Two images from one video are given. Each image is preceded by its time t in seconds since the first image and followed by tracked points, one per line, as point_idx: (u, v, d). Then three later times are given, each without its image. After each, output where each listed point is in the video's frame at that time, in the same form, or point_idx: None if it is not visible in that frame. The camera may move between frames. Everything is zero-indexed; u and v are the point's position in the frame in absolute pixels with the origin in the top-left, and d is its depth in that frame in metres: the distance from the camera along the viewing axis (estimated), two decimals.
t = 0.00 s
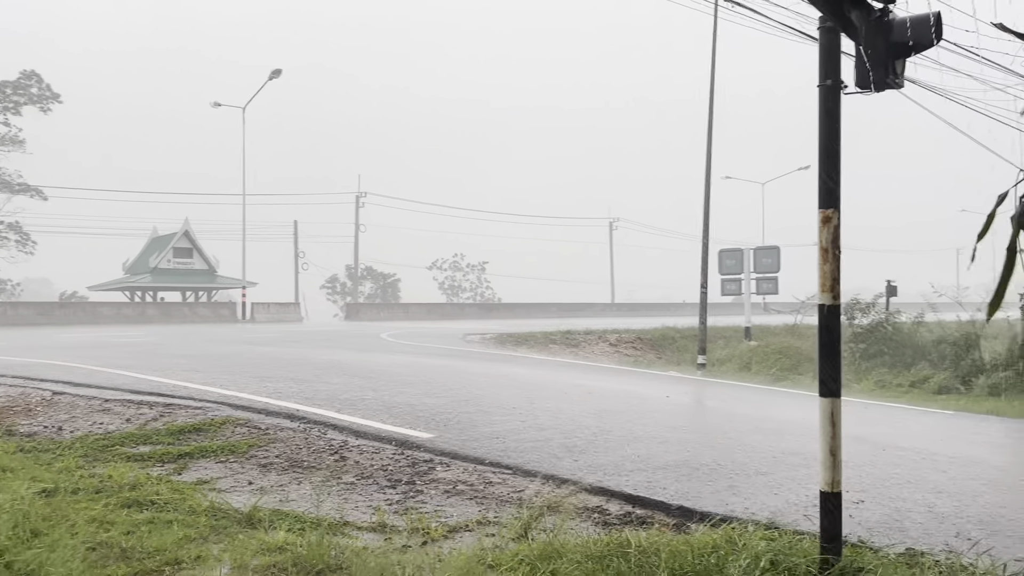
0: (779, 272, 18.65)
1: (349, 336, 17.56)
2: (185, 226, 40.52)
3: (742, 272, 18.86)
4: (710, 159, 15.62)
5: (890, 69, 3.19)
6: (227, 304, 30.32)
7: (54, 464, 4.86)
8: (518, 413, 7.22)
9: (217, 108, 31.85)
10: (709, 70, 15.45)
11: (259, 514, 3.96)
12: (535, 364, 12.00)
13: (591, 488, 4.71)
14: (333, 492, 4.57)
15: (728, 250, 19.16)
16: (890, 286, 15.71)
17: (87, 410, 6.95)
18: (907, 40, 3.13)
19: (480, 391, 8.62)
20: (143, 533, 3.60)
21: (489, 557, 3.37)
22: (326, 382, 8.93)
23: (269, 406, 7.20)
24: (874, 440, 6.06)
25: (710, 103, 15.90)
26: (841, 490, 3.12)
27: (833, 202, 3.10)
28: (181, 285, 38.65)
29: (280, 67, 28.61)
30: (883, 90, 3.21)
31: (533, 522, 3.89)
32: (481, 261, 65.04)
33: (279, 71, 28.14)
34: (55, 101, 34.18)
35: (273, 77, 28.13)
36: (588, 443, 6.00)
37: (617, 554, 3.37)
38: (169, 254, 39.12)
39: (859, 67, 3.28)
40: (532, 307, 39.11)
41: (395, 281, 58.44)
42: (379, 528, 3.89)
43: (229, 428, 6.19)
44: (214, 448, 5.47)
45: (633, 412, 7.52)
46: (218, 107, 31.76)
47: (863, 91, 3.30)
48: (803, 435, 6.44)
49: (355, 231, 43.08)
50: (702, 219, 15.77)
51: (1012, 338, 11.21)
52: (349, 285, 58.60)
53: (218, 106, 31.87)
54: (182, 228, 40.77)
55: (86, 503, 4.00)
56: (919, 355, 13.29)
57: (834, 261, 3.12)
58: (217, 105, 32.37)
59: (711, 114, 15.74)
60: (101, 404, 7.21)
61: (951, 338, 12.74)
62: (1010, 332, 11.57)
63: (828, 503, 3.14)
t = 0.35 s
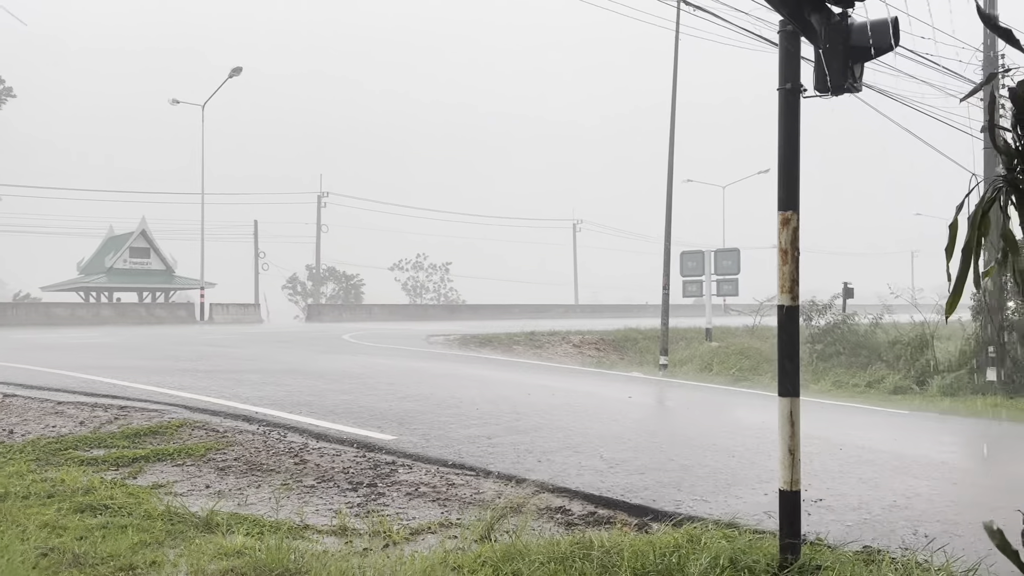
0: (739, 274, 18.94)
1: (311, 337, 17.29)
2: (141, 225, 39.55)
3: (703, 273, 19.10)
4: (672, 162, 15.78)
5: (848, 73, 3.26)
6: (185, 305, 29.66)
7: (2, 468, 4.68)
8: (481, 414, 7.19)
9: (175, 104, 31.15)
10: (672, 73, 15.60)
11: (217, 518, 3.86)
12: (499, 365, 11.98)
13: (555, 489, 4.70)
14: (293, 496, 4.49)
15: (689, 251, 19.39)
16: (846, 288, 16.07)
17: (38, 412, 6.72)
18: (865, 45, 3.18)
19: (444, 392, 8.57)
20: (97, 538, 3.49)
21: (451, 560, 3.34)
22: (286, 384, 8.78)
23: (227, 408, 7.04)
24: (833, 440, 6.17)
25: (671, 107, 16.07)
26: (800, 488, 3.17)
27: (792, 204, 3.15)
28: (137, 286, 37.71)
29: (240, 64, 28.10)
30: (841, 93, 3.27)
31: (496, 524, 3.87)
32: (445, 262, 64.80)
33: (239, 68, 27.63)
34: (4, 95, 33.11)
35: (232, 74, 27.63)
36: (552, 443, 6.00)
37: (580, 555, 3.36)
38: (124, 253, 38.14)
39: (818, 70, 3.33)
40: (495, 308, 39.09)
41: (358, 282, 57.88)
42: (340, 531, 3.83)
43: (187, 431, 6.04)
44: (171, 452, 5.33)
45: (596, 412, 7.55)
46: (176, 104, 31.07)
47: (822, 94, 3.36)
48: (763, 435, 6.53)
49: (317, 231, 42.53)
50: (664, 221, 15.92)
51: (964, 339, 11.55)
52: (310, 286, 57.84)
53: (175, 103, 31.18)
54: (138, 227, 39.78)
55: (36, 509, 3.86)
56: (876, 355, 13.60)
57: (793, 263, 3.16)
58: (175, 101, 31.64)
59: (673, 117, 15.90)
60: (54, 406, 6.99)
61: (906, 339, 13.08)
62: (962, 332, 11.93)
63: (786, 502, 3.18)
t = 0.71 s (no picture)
0: (712, 277, 19.12)
1: (284, 341, 17.10)
2: (110, 228, 38.87)
3: (677, 277, 19.24)
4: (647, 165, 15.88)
5: (822, 79, 3.29)
6: (155, 309, 29.18)
7: None
8: (456, 418, 7.15)
9: (146, 105, 30.65)
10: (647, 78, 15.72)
11: (188, 524, 3.79)
12: (474, 369, 11.95)
13: (530, 493, 4.70)
14: (266, 501, 4.43)
15: (663, 255, 19.52)
16: (818, 292, 16.30)
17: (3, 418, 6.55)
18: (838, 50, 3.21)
19: (418, 396, 8.52)
20: (65, 546, 3.40)
21: (426, 564, 3.31)
22: (259, 388, 8.67)
23: (199, 413, 6.93)
24: (806, 442, 6.24)
25: (646, 111, 16.19)
26: (774, 490, 3.20)
27: (766, 208, 3.17)
28: (106, 289, 37.04)
29: (211, 65, 27.70)
30: (815, 98, 3.31)
31: (471, 528, 3.84)
32: (420, 265, 64.61)
33: (210, 69, 27.27)
34: None
35: (204, 75, 27.27)
36: (527, 447, 5.99)
37: (556, 558, 3.36)
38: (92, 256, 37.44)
39: (792, 75, 3.37)
40: (471, 312, 39.04)
41: (332, 285, 57.47)
42: (314, 537, 3.78)
43: (157, 436, 5.93)
44: (141, 457, 5.23)
45: (571, 416, 7.56)
46: (146, 104, 30.57)
47: (796, 99, 3.40)
48: (737, 437, 6.59)
49: (290, 233, 42.12)
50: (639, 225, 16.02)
51: (932, 342, 11.77)
52: (284, 289, 57.31)
53: (146, 103, 30.68)
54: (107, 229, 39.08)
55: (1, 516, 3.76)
56: (847, 358, 13.80)
57: (768, 266, 3.19)
58: (145, 102, 31.13)
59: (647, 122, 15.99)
60: (20, 411, 6.82)
61: (876, 342, 13.31)
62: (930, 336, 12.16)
63: (761, 504, 3.21)
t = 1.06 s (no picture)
0: (699, 283, 19.21)
1: (271, 347, 17.00)
2: (95, 233, 38.52)
3: (664, 282, 19.32)
4: (633, 172, 15.95)
5: (808, 86, 3.34)
6: (140, 315, 28.93)
7: None
8: (443, 424, 7.13)
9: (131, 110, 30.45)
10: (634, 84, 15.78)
11: (173, 532, 3.75)
12: (462, 374, 11.93)
13: (517, 499, 4.68)
14: (253, 508, 4.39)
15: (651, 260, 19.60)
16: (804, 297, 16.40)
17: None
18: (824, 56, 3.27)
19: (406, 402, 8.49)
20: (48, 554, 3.36)
21: (414, 571, 3.29)
22: (245, 394, 8.61)
23: (185, 419, 6.87)
24: (793, 447, 6.27)
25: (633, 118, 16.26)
26: (762, 496, 3.20)
27: (753, 214, 3.19)
28: (90, 295, 36.69)
29: (197, 70, 27.56)
30: (801, 105, 3.34)
31: (459, 534, 3.83)
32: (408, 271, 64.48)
33: (196, 74, 27.15)
34: None
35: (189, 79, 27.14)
36: (515, 453, 5.97)
37: (545, 565, 3.35)
38: (76, 261, 37.08)
39: (777, 82, 3.39)
40: (458, 318, 39.00)
41: (319, 290, 57.23)
42: (300, 544, 3.75)
43: (141, 443, 5.87)
44: (125, 464, 5.17)
45: (559, 421, 7.56)
46: (132, 109, 30.36)
47: (781, 106, 3.42)
48: (724, 443, 6.60)
49: (277, 238, 41.94)
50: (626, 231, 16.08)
51: (918, 348, 11.88)
52: (271, 295, 57.00)
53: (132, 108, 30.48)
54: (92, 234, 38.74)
55: None
56: (833, 364, 13.89)
57: (754, 272, 3.21)
58: (131, 107, 30.93)
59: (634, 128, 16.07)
60: (4, 418, 6.73)
61: (861, 347, 13.41)
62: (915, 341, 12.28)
63: (749, 509, 3.21)
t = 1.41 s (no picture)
0: (700, 289, 19.20)
1: (272, 354, 17.00)
2: (96, 240, 38.54)
3: (665, 289, 19.32)
4: (634, 179, 15.97)
5: (809, 95, 3.34)
6: (141, 321, 28.92)
7: None
8: (444, 432, 7.13)
9: (133, 117, 30.47)
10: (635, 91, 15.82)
11: (175, 540, 3.75)
12: (462, 381, 11.93)
13: (518, 507, 4.69)
14: (254, 516, 4.39)
15: (652, 267, 19.60)
16: (805, 304, 16.39)
17: None
18: (825, 65, 3.28)
19: (406, 409, 8.50)
20: (50, 563, 3.36)
21: None
22: (246, 402, 8.62)
23: (186, 427, 6.87)
24: (794, 455, 6.26)
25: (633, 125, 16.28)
26: (763, 504, 3.21)
27: (754, 223, 3.20)
28: (91, 302, 36.69)
29: (199, 77, 27.61)
30: (801, 114, 3.35)
31: (460, 543, 3.82)
32: (409, 277, 64.50)
33: (198, 81, 27.20)
34: None
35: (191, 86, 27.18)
36: (516, 461, 5.97)
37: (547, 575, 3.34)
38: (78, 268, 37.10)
39: (778, 91, 3.41)
40: (459, 324, 39.00)
41: (320, 297, 57.24)
42: (302, 552, 3.74)
43: (143, 450, 5.87)
44: (127, 472, 5.17)
45: (560, 428, 7.56)
46: (134, 116, 30.40)
47: (782, 115, 3.43)
48: (725, 451, 6.60)
49: (279, 245, 41.94)
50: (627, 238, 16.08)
51: (919, 355, 11.87)
52: (272, 302, 57.00)
53: (133, 115, 30.51)
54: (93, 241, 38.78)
55: None
56: (834, 371, 13.88)
57: (755, 280, 3.22)
58: (132, 114, 30.97)
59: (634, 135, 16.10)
60: (6, 425, 6.74)
61: (862, 354, 13.41)
62: (917, 348, 12.27)
63: (750, 518, 3.21)
